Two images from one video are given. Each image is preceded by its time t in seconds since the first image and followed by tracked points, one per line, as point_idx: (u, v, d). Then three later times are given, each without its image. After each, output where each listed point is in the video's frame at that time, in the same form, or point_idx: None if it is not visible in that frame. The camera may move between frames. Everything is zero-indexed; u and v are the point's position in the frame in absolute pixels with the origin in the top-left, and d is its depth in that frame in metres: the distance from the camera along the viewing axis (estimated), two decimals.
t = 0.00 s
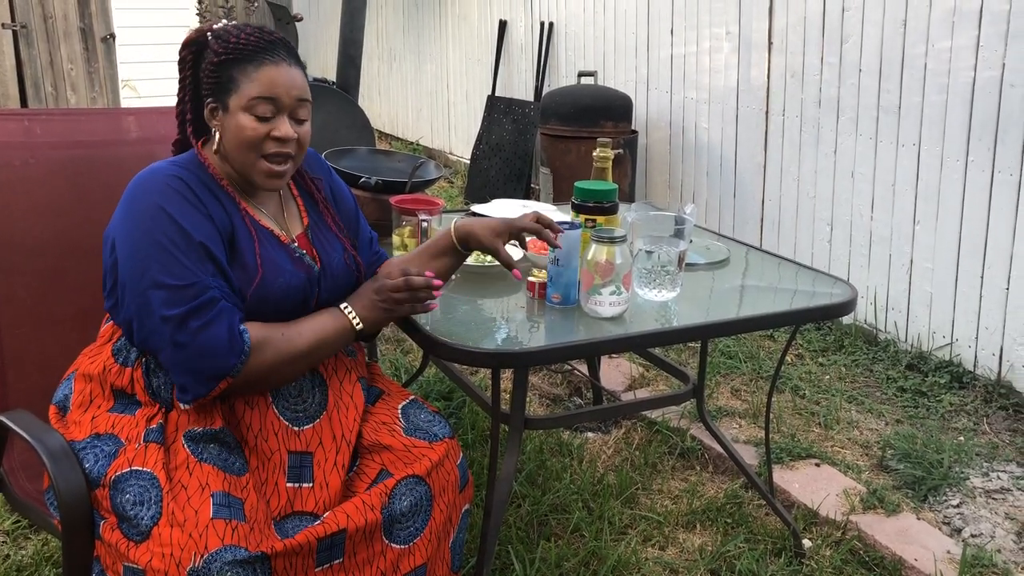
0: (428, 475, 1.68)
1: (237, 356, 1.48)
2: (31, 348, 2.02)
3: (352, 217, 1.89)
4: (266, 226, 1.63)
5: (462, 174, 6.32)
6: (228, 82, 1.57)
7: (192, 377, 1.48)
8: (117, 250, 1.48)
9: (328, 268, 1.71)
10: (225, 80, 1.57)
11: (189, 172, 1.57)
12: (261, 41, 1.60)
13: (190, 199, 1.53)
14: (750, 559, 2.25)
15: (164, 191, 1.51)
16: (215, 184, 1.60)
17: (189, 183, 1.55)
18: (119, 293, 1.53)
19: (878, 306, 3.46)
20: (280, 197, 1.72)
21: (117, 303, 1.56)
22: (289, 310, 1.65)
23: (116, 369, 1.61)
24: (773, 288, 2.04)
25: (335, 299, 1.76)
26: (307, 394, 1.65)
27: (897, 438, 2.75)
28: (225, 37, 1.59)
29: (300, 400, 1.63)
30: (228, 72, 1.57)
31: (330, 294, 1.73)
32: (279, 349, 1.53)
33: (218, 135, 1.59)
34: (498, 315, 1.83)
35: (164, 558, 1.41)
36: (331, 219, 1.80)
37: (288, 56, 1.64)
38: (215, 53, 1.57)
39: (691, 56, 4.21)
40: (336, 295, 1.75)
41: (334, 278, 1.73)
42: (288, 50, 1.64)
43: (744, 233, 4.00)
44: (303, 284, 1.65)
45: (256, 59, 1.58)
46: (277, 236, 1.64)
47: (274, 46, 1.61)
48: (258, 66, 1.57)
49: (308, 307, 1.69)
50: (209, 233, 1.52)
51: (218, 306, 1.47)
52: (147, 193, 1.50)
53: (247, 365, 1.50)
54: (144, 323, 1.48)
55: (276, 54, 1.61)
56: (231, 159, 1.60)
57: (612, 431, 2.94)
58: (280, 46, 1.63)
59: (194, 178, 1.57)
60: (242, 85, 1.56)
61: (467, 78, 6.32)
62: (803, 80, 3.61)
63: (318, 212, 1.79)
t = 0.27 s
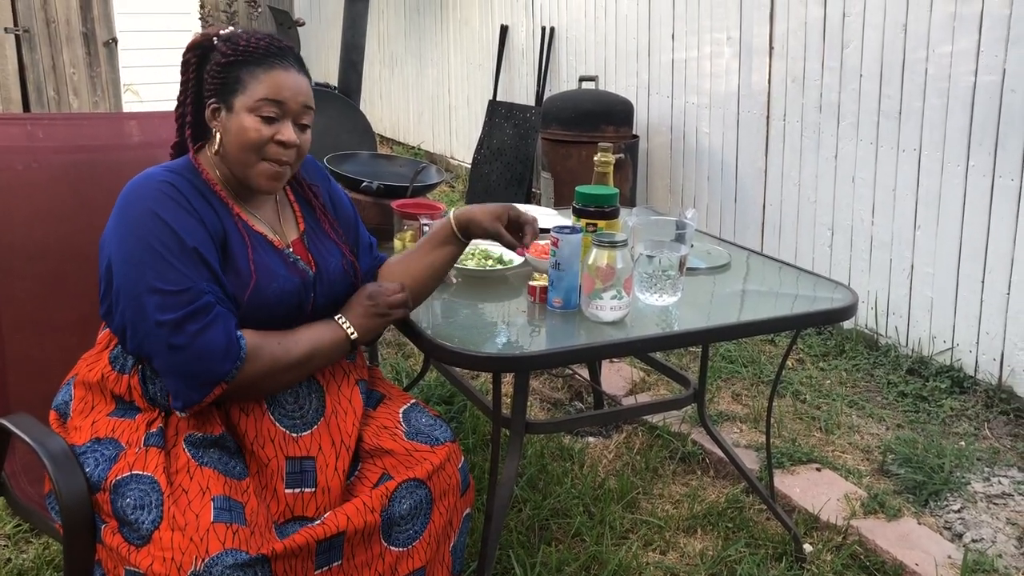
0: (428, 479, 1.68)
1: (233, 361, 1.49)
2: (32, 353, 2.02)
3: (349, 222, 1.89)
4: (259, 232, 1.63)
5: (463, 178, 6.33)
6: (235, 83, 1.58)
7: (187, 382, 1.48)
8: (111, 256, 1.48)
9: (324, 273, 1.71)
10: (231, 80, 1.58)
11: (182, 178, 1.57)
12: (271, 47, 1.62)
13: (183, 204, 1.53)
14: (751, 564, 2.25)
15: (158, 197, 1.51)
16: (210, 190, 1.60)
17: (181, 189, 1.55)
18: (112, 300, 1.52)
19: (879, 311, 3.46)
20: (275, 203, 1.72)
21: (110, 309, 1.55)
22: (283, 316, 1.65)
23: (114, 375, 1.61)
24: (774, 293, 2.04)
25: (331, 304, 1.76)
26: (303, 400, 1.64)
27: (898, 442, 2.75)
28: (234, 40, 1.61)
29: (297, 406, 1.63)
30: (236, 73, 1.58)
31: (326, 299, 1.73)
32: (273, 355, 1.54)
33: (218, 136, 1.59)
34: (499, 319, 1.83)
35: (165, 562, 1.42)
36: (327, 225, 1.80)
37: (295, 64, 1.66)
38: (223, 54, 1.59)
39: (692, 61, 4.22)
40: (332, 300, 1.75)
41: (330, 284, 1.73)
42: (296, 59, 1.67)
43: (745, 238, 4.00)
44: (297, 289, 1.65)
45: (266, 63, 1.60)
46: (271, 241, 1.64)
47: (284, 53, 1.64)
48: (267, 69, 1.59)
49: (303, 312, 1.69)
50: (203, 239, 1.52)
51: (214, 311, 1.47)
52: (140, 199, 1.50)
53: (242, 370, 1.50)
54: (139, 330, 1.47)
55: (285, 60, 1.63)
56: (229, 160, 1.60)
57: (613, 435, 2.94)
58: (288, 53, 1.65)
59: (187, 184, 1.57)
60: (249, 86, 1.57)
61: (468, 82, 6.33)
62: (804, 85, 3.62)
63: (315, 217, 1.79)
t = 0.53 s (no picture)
0: (432, 482, 1.68)
1: (234, 367, 1.48)
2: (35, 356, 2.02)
3: (354, 224, 1.88)
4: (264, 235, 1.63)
5: (466, 182, 6.34)
6: (225, 86, 1.59)
7: (189, 387, 1.48)
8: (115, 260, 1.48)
9: (328, 276, 1.71)
10: (221, 84, 1.59)
11: (185, 181, 1.57)
12: (256, 44, 1.63)
13: (187, 208, 1.53)
14: (754, 568, 2.24)
15: (161, 201, 1.51)
16: (213, 194, 1.60)
17: (185, 192, 1.55)
18: (116, 303, 1.52)
19: (882, 315, 3.46)
20: (280, 205, 1.73)
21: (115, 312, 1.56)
22: (288, 318, 1.65)
23: (118, 378, 1.61)
24: (777, 296, 2.04)
25: (335, 307, 1.75)
26: (307, 405, 1.64)
27: (902, 446, 2.75)
28: (220, 43, 1.61)
29: (301, 410, 1.63)
30: (225, 76, 1.59)
31: (330, 302, 1.73)
32: (276, 360, 1.53)
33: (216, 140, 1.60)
34: (502, 323, 1.83)
35: (168, 565, 1.42)
36: (332, 228, 1.80)
37: (283, 59, 1.66)
38: (211, 58, 1.59)
39: (695, 64, 4.22)
40: (336, 302, 1.75)
41: (334, 286, 1.72)
42: (283, 53, 1.67)
43: (748, 241, 4.00)
44: (301, 292, 1.64)
45: (252, 62, 1.60)
46: (274, 244, 1.64)
47: (270, 49, 1.64)
48: (253, 68, 1.60)
49: (307, 315, 1.68)
50: (205, 243, 1.52)
51: (215, 316, 1.47)
52: (143, 203, 1.50)
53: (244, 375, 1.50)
54: (142, 334, 1.47)
55: (271, 57, 1.63)
56: (230, 164, 1.61)
57: (616, 439, 2.94)
58: (275, 49, 1.65)
59: (191, 187, 1.57)
60: (238, 87, 1.58)
61: (471, 85, 6.34)
62: (807, 89, 3.62)
63: (319, 220, 1.79)
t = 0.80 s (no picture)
0: (437, 485, 1.68)
1: (218, 373, 1.48)
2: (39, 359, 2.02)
3: (356, 227, 1.88)
4: (259, 237, 1.63)
5: (469, 184, 6.34)
6: (212, 89, 1.59)
7: (176, 394, 1.49)
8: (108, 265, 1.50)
9: (327, 277, 1.71)
10: (207, 88, 1.59)
11: (179, 185, 1.57)
12: (237, 43, 1.62)
13: (179, 213, 1.53)
14: (758, 571, 2.24)
15: (153, 206, 1.51)
16: (208, 197, 1.61)
17: (178, 196, 1.55)
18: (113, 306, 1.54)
19: (887, 317, 3.45)
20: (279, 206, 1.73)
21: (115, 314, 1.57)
22: (288, 320, 1.64)
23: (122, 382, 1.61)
24: (781, 299, 2.04)
25: (336, 308, 1.75)
26: (308, 405, 1.64)
27: (907, 449, 2.74)
28: (201, 47, 1.61)
29: (303, 409, 1.63)
30: (210, 80, 1.59)
31: (330, 303, 1.72)
32: (262, 362, 1.52)
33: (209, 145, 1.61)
34: (506, 325, 1.83)
35: (175, 567, 1.42)
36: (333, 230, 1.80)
37: (266, 55, 1.66)
38: (195, 64, 1.59)
39: (699, 67, 4.22)
40: (337, 303, 1.74)
41: (334, 288, 1.72)
42: (265, 47, 1.66)
43: (752, 244, 3.99)
44: (298, 293, 1.64)
45: (235, 62, 1.60)
46: (271, 246, 1.63)
47: (252, 46, 1.63)
48: (237, 67, 1.59)
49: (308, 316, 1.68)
50: (196, 247, 1.52)
51: (201, 322, 1.47)
52: (136, 208, 1.51)
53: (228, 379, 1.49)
54: (132, 339, 1.49)
55: (253, 54, 1.62)
56: (226, 167, 1.61)
57: (620, 442, 2.94)
58: (257, 45, 1.65)
59: (184, 191, 1.57)
60: (224, 89, 1.58)
61: (474, 88, 6.34)
62: (811, 91, 3.61)
63: (320, 222, 1.79)
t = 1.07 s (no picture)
0: (444, 488, 1.68)
1: (152, 392, 1.47)
2: (44, 361, 2.02)
3: (347, 227, 1.88)
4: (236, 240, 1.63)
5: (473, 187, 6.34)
6: (185, 94, 1.59)
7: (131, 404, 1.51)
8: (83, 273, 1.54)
9: (312, 274, 1.71)
10: (180, 93, 1.59)
11: (149, 193, 1.58)
12: (207, 46, 1.62)
13: (145, 222, 1.54)
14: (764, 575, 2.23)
15: (117, 216, 1.53)
16: (179, 203, 1.61)
17: (146, 205, 1.56)
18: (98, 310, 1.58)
19: (892, 320, 3.44)
20: (263, 207, 1.74)
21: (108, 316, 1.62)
22: (274, 318, 1.64)
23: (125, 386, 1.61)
24: (786, 302, 2.03)
25: (325, 305, 1.74)
26: (302, 402, 1.64)
27: (912, 453, 2.73)
28: (171, 52, 1.61)
29: (296, 408, 1.63)
30: (182, 85, 1.59)
31: (318, 301, 1.72)
32: (203, 383, 1.46)
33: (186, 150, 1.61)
34: (509, 328, 1.83)
35: (184, 569, 1.40)
36: (321, 230, 1.81)
37: (239, 57, 1.65)
38: (166, 70, 1.60)
39: (703, 70, 4.22)
40: (325, 301, 1.74)
41: (321, 286, 1.72)
42: (236, 49, 1.66)
43: (756, 246, 3.99)
44: (275, 289, 1.63)
45: (207, 66, 1.60)
46: (249, 247, 1.64)
47: (223, 49, 1.63)
48: (209, 72, 1.59)
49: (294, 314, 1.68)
50: (158, 257, 1.52)
51: (149, 335, 1.47)
52: (105, 217, 1.53)
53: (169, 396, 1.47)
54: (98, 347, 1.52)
55: (225, 57, 1.62)
56: (204, 172, 1.62)
57: (624, 445, 2.93)
58: (228, 47, 1.65)
59: (156, 198, 1.58)
60: (198, 94, 1.58)
61: (478, 91, 6.34)
62: (816, 94, 3.61)
63: (307, 222, 1.80)
